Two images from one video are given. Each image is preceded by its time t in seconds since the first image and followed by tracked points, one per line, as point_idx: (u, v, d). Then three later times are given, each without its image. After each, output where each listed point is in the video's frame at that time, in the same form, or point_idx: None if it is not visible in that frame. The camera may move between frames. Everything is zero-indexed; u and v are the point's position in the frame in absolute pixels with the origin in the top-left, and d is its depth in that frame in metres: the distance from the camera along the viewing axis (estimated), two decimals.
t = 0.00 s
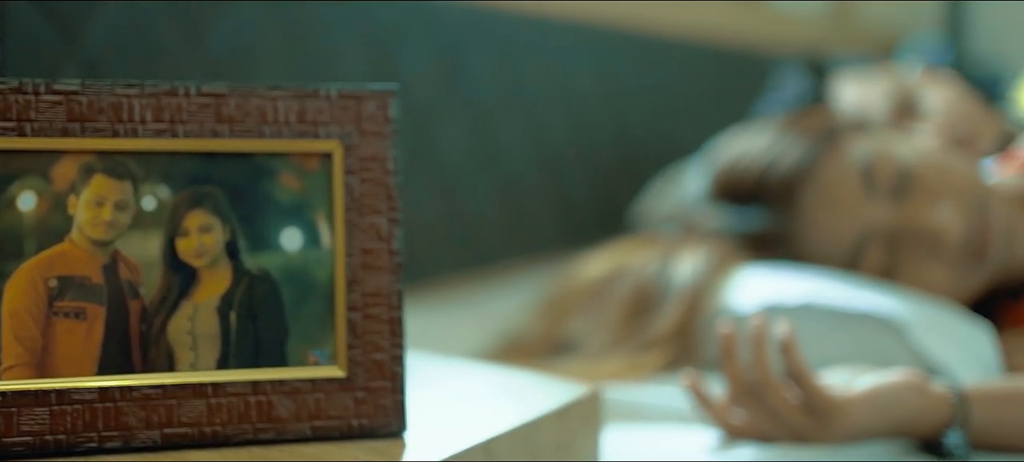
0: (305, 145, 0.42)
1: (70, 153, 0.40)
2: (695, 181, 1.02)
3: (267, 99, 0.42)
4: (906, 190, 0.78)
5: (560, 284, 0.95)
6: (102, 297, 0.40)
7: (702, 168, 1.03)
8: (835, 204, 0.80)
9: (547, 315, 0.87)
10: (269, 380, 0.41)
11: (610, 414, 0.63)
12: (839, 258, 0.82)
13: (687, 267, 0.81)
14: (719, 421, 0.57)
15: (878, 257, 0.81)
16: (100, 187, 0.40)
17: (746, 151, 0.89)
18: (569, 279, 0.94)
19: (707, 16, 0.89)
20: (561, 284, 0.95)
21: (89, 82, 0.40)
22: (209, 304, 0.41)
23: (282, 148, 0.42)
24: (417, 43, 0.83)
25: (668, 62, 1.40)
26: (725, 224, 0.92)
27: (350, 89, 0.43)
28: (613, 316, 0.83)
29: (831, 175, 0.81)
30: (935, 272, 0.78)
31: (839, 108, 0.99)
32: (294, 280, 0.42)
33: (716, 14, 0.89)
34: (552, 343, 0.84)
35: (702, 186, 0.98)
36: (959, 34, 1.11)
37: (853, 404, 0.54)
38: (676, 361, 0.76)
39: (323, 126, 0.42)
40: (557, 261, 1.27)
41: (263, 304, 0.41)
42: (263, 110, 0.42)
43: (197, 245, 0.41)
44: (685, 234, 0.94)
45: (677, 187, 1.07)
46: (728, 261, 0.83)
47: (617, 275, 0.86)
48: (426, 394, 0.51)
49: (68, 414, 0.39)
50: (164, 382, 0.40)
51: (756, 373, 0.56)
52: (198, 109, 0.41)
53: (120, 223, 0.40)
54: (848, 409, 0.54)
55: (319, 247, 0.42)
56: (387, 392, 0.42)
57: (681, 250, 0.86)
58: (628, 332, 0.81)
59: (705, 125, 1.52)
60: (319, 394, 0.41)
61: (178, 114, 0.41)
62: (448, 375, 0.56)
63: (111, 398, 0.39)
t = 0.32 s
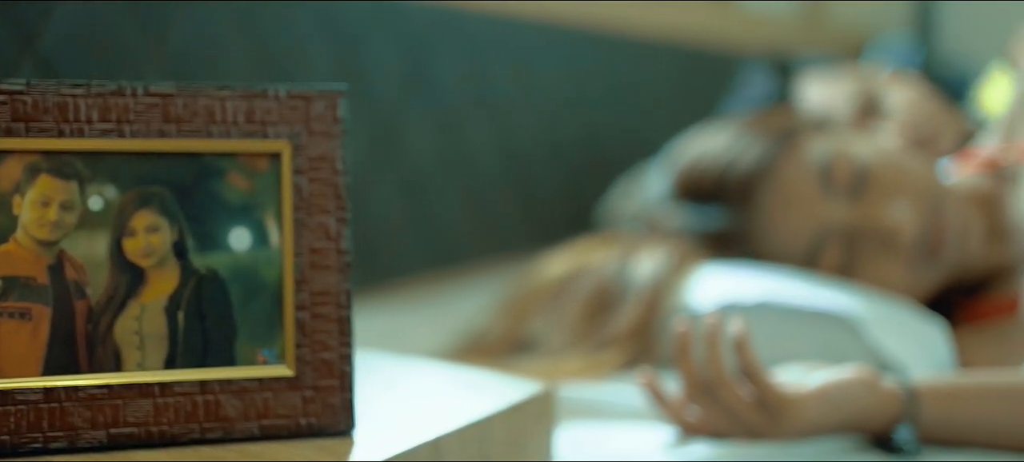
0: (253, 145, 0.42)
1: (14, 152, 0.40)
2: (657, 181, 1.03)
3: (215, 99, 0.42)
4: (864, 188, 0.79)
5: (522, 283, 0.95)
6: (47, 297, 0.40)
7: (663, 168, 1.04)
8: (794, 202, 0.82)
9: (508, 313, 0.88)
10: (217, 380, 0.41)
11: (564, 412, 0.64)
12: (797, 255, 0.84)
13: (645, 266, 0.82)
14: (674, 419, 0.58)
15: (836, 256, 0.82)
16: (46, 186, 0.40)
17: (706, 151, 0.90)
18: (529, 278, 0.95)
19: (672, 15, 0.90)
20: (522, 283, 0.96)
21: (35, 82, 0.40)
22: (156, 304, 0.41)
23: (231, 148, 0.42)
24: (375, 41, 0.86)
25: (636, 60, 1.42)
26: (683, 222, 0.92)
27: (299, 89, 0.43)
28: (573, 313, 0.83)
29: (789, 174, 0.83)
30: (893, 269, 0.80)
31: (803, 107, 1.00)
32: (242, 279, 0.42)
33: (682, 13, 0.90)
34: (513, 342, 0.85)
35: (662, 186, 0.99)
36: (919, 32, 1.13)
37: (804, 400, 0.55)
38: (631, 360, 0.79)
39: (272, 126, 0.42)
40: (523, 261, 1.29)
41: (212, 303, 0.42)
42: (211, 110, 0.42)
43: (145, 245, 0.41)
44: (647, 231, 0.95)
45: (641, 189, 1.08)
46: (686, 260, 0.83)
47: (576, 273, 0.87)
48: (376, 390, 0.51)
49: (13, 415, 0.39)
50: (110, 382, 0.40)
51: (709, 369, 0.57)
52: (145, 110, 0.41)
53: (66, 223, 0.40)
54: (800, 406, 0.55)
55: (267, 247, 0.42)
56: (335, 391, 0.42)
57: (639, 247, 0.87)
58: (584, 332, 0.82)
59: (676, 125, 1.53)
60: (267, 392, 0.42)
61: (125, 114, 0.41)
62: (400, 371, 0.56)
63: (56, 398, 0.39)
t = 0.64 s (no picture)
0: (203, 146, 0.42)
1: None
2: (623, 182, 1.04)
3: (164, 99, 0.41)
4: (821, 188, 0.80)
5: (486, 282, 0.96)
6: None
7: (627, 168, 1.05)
8: (755, 202, 0.82)
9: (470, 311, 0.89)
10: (165, 380, 0.41)
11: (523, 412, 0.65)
12: (760, 254, 0.85)
13: (606, 265, 0.83)
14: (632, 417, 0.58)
15: (796, 254, 0.83)
16: None
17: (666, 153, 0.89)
18: (492, 277, 0.96)
19: (639, 13, 0.90)
20: (486, 282, 0.97)
21: None
22: (105, 305, 0.41)
23: (180, 149, 0.42)
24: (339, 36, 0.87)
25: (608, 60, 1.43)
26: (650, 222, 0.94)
27: (248, 89, 0.43)
28: (535, 312, 0.83)
29: (750, 174, 0.82)
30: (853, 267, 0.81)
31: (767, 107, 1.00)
32: (191, 280, 0.42)
33: (649, 12, 0.90)
34: (474, 341, 0.85)
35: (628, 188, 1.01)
36: (882, 31, 1.14)
37: (759, 397, 0.56)
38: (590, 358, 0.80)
39: (221, 127, 0.42)
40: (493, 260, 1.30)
41: (161, 304, 0.41)
42: (160, 110, 0.41)
43: (93, 246, 0.41)
44: (613, 233, 0.96)
45: (607, 190, 1.09)
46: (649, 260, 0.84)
47: (538, 271, 0.88)
48: (329, 388, 0.51)
49: None
50: (56, 383, 0.40)
51: (665, 366, 0.57)
52: (93, 110, 0.41)
53: (12, 224, 0.40)
54: (754, 403, 0.55)
55: (217, 247, 0.42)
56: (285, 390, 0.42)
57: (601, 245, 0.88)
58: (546, 329, 0.82)
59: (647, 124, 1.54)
60: (216, 393, 0.42)
61: (72, 115, 0.40)
62: (355, 365, 0.56)
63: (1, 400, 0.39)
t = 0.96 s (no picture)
0: (156, 147, 0.42)
1: None
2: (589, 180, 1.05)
3: (116, 100, 0.41)
4: (782, 187, 0.80)
5: (453, 281, 0.96)
6: None
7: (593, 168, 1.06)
8: (717, 201, 0.82)
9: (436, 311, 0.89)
10: (117, 381, 0.41)
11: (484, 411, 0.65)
12: (724, 253, 0.86)
13: (569, 264, 0.85)
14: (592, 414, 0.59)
15: (757, 250, 0.84)
16: None
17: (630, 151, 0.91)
18: (457, 276, 0.97)
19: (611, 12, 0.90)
20: (453, 281, 0.97)
21: None
22: (57, 305, 0.40)
23: (132, 151, 0.41)
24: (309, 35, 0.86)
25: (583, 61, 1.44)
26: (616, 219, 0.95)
27: (201, 90, 0.43)
28: (499, 311, 0.84)
29: (709, 175, 0.83)
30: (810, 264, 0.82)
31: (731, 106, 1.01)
32: (143, 281, 0.42)
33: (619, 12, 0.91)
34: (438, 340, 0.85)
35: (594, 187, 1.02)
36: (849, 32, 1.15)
37: (717, 395, 0.56)
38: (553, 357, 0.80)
39: (174, 128, 0.42)
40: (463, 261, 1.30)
41: (113, 305, 0.41)
42: (112, 111, 0.41)
43: (44, 247, 0.40)
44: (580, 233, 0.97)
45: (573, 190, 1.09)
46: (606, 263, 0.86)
47: (504, 270, 0.88)
48: (284, 387, 0.51)
49: None
50: (6, 384, 0.39)
51: (626, 364, 0.58)
52: (43, 111, 0.40)
53: None
54: (712, 401, 0.56)
55: (170, 248, 0.42)
56: (238, 391, 0.43)
57: (565, 245, 0.89)
58: (509, 325, 0.83)
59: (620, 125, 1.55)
60: (169, 393, 0.42)
61: (22, 116, 0.40)
62: (315, 365, 0.56)
63: None
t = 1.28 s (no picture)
0: (113, 149, 0.42)
1: None
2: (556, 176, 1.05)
3: (73, 102, 0.41)
4: (740, 182, 0.87)
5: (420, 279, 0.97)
6: None
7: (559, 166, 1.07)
8: (680, 199, 0.89)
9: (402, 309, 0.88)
10: (72, 382, 0.41)
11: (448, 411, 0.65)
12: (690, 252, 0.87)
13: (532, 263, 0.87)
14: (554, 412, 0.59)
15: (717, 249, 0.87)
16: None
17: (599, 145, 0.99)
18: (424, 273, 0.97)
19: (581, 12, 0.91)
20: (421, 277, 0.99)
21: None
22: (14, 306, 0.42)
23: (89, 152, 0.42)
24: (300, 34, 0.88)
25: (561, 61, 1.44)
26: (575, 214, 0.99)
27: (159, 92, 0.42)
28: (467, 309, 0.84)
29: (672, 170, 0.92)
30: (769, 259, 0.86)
31: (698, 106, 1.09)
32: (100, 281, 0.43)
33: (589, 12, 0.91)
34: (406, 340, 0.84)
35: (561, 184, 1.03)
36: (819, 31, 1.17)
37: (677, 391, 0.57)
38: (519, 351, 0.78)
39: (132, 130, 0.42)
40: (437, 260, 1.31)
41: (72, 305, 0.43)
42: (68, 113, 0.41)
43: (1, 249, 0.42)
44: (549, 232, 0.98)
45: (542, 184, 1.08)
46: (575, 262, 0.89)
47: (471, 269, 0.90)
48: (250, 388, 0.52)
49: None
50: None
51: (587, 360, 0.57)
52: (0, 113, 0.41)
53: None
54: (672, 397, 0.56)
55: (128, 249, 0.42)
56: (197, 390, 0.43)
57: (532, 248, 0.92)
58: (475, 323, 0.84)
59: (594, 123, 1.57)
60: (126, 393, 0.42)
61: None
62: (285, 364, 0.56)
63: None
